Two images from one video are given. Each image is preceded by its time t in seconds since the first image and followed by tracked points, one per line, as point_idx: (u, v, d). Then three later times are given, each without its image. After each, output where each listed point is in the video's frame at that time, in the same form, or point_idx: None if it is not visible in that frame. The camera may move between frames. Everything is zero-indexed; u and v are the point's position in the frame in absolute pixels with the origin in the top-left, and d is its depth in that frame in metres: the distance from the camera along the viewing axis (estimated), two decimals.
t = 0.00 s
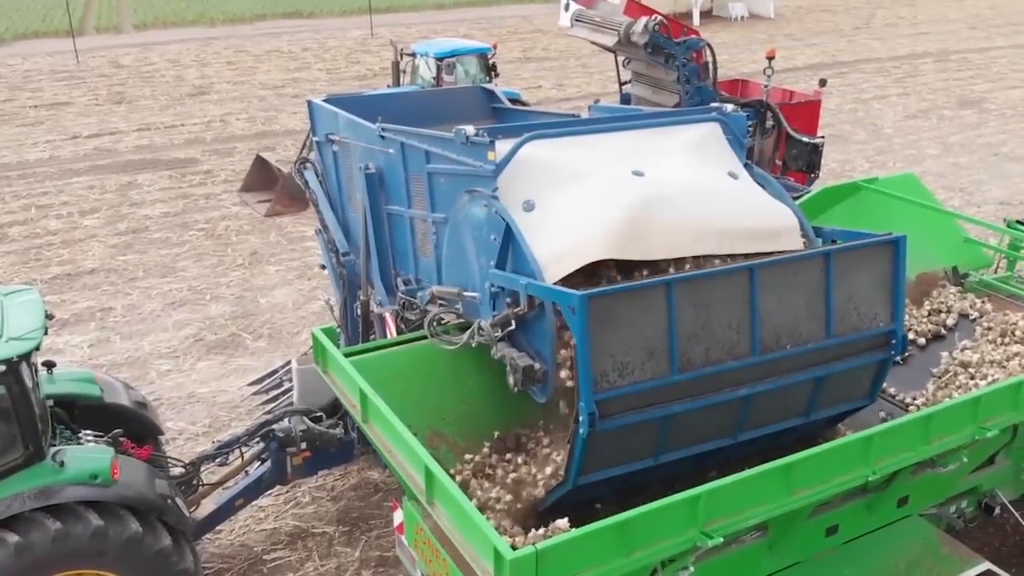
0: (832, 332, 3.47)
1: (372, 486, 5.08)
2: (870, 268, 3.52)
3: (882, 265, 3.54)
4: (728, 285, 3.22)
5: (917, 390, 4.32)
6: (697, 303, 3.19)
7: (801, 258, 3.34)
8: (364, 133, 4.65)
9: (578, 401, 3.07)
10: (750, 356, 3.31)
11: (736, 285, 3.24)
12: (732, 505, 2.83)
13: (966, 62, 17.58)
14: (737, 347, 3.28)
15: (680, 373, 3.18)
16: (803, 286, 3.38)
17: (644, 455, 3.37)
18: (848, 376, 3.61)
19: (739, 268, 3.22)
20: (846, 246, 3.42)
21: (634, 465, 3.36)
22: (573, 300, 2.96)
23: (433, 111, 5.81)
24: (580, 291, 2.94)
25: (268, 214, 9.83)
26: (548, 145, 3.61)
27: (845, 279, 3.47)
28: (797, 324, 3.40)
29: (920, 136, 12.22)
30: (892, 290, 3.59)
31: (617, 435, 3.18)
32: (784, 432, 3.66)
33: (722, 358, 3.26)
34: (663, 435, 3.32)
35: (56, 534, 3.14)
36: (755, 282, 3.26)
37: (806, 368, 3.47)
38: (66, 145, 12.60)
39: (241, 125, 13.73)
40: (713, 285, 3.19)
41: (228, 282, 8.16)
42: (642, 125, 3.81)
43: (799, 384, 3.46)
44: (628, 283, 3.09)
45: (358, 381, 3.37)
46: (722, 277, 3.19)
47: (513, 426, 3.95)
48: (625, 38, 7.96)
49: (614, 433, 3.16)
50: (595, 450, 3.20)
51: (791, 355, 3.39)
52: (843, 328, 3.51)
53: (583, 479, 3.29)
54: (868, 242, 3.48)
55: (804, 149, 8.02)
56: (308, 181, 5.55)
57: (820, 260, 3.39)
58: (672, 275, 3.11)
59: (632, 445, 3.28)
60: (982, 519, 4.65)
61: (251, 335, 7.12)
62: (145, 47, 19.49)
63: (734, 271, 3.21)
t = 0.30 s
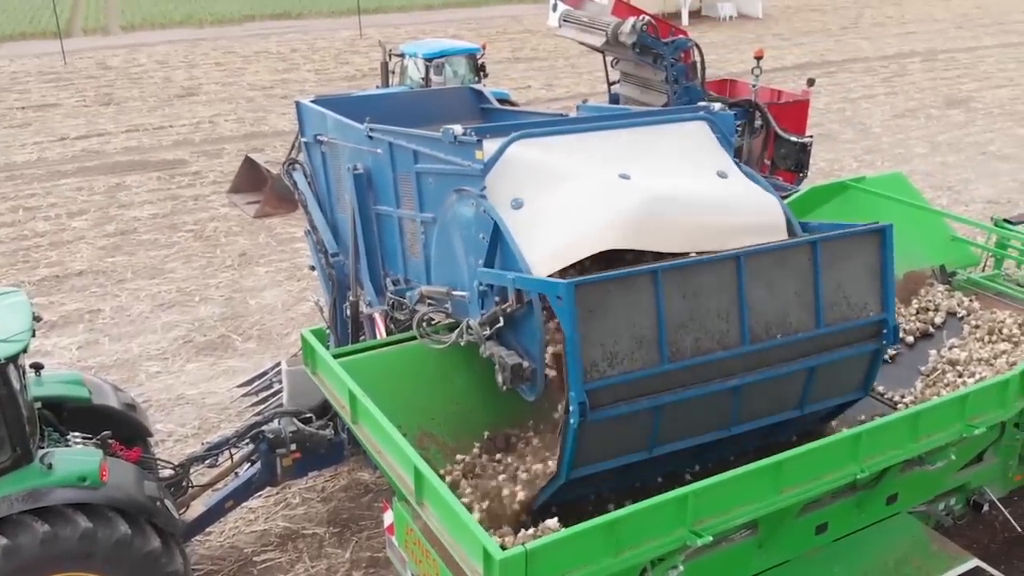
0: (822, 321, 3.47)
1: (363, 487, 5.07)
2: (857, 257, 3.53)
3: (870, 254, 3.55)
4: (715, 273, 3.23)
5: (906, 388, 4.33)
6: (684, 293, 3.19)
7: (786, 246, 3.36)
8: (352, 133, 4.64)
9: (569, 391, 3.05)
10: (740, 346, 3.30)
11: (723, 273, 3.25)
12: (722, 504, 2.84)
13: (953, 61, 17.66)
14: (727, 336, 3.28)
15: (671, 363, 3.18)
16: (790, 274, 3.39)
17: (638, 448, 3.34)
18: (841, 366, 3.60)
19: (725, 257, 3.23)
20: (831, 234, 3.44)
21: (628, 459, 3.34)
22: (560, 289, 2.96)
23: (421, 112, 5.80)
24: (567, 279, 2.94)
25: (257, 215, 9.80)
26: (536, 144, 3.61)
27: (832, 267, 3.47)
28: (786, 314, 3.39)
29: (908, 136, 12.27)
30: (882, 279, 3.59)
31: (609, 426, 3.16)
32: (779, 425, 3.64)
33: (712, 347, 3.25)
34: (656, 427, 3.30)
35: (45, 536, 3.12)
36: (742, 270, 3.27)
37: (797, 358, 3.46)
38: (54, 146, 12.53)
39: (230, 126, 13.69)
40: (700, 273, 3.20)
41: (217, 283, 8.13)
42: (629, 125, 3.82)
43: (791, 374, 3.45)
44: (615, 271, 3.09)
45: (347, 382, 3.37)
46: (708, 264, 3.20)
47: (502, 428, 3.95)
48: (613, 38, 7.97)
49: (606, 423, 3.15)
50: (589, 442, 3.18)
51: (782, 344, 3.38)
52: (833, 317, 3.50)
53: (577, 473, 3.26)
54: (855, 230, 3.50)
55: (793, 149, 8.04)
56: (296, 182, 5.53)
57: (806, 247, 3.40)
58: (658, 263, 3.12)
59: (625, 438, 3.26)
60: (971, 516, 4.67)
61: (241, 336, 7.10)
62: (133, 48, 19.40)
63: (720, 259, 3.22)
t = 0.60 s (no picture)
0: (804, 307, 3.46)
1: (346, 489, 5.05)
2: (836, 242, 3.53)
3: (848, 239, 3.56)
4: (694, 259, 3.23)
5: (886, 384, 4.36)
6: (663, 278, 3.19)
7: (763, 231, 3.36)
8: (332, 133, 4.62)
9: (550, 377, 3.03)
10: (722, 331, 3.29)
11: (701, 258, 3.24)
12: (704, 501, 2.85)
13: (931, 60, 17.81)
14: (709, 321, 3.27)
15: (652, 348, 3.16)
16: (768, 259, 3.39)
17: (623, 437, 3.32)
18: (824, 352, 3.59)
19: (703, 241, 3.23)
20: (808, 218, 3.44)
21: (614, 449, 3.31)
22: (538, 274, 2.95)
23: (402, 112, 5.78)
24: (544, 265, 2.94)
25: (237, 217, 9.73)
26: (515, 142, 3.62)
27: (812, 253, 3.48)
28: (766, 298, 3.38)
29: (887, 134, 12.37)
30: (862, 264, 3.59)
31: (592, 412, 3.14)
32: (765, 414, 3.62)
33: (694, 332, 3.24)
34: (640, 415, 3.28)
35: (24, 541, 3.08)
36: (720, 254, 3.27)
37: (780, 344, 3.45)
38: (31, 149, 12.41)
39: (209, 128, 13.60)
40: (678, 259, 3.20)
41: (197, 286, 8.08)
42: (608, 124, 3.83)
43: (775, 360, 3.44)
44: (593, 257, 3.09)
45: (329, 384, 3.35)
46: (687, 249, 3.20)
47: (485, 428, 3.94)
48: (592, 38, 8.00)
49: (589, 410, 3.13)
50: (572, 430, 3.15)
51: (763, 329, 3.37)
52: (815, 303, 3.49)
53: (563, 463, 3.23)
54: (832, 215, 3.50)
55: (772, 148, 8.08)
56: (276, 184, 5.49)
57: (784, 232, 3.40)
58: (636, 248, 3.12)
59: (609, 427, 3.24)
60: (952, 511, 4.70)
61: (221, 339, 7.05)
62: (111, 50, 19.24)
63: (697, 244, 3.22)
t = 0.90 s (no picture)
0: (781, 292, 3.46)
1: (325, 492, 5.03)
2: (811, 227, 3.55)
3: (823, 224, 3.58)
4: (670, 245, 3.24)
5: (863, 381, 4.40)
6: (641, 264, 3.19)
7: (738, 216, 3.37)
8: (308, 134, 4.60)
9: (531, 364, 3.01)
10: (701, 316, 3.29)
11: (677, 244, 3.26)
12: (685, 498, 2.86)
13: (905, 60, 17.99)
14: (688, 307, 3.27)
15: (632, 333, 3.15)
16: (744, 243, 3.40)
17: (607, 425, 3.29)
18: (803, 338, 3.60)
19: (678, 226, 3.24)
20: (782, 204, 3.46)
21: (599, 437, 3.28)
22: (515, 260, 2.95)
23: (379, 113, 5.75)
24: (520, 251, 2.94)
25: (213, 219, 9.66)
26: (491, 140, 3.61)
27: (787, 238, 3.49)
28: (743, 282, 3.39)
29: (862, 133, 12.47)
30: (838, 250, 3.61)
31: (574, 399, 3.12)
32: (748, 402, 3.61)
33: (673, 317, 3.24)
34: (623, 402, 3.26)
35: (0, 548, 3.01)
36: (696, 240, 3.28)
37: (759, 329, 3.46)
38: (3, 152, 12.25)
39: (184, 130, 13.50)
40: (654, 244, 3.21)
41: (174, 289, 8.01)
42: (583, 121, 3.83)
43: (755, 345, 3.44)
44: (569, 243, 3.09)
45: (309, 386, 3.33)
46: (662, 234, 3.22)
47: (465, 428, 3.93)
48: (569, 38, 8.02)
49: (571, 396, 3.11)
50: (556, 417, 3.13)
51: (742, 314, 3.37)
52: (792, 288, 3.51)
53: (548, 452, 3.19)
54: (806, 200, 3.52)
55: (748, 147, 8.13)
56: (253, 185, 5.46)
57: (758, 217, 3.42)
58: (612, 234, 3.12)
59: (592, 415, 3.22)
60: (930, 505, 4.75)
61: (198, 342, 7.00)
62: (84, 52, 19.04)
63: (672, 230, 3.23)
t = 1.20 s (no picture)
0: (750, 285, 3.48)
1: (299, 496, 4.99)
2: (777, 221, 3.57)
3: (790, 218, 3.61)
4: (640, 240, 3.25)
5: (834, 376, 4.44)
6: (613, 259, 3.20)
7: (706, 211, 3.39)
8: (277, 134, 4.56)
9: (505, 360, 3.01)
10: (673, 311, 3.30)
11: (648, 239, 3.27)
12: (660, 494, 2.87)
13: (872, 58, 18.19)
14: (659, 301, 3.28)
15: (605, 328, 3.16)
16: (714, 238, 3.42)
17: (582, 421, 3.29)
18: (773, 331, 3.62)
19: (648, 222, 3.26)
20: (750, 198, 3.49)
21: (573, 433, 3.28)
22: (488, 257, 2.94)
23: (348, 114, 5.71)
24: (493, 247, 2.94)
25: (181, 223, 9.55)
26: (462, 139, 3.60)
27: (756, 233, 3.52)
28: (713, 276, 3.41)
29: (830, 132, 12.61)
30: (805, 243, 3.63)
31: (548, 394, 3.12)
32: (720, 395, 3.63)
33: (645, 311, 3.25)
34: (597, 397, 3.26)
35: None
36: (666, 236, 3.29)
37: (730, 322, 3.47)
38: None
39: (152, 133, 13.34)
40: (625, 240, 3.22)
41: (143, 294, 7.91)
42: (554, 120, 3.84)
43: (726, 338, 3.46)
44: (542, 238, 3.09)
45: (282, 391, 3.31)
46: (632, 229, 3.23)
47: (441, 430, 3.92)
48: (539, 38, 8.03)
49: (545, 392, 3.10)
50: (531, 413, 3.13)
51: (713, 308, 3.39)
52: (762, 282, 3.53)
53: (524, 449, 3.19)
54: (773, 195, 3.55)
55: (718, 147, 8.18)
56: (221, 188, 5.41)
57: (727, 212, 3.44)
58: (584, 229, 3.13)
59: (567, 411, 3.22)
60: (901, 498, 4.82)
61: (168, 347, 6.92)
62: (49, 55, 18.77)
63: (643, 225, 3.25)
